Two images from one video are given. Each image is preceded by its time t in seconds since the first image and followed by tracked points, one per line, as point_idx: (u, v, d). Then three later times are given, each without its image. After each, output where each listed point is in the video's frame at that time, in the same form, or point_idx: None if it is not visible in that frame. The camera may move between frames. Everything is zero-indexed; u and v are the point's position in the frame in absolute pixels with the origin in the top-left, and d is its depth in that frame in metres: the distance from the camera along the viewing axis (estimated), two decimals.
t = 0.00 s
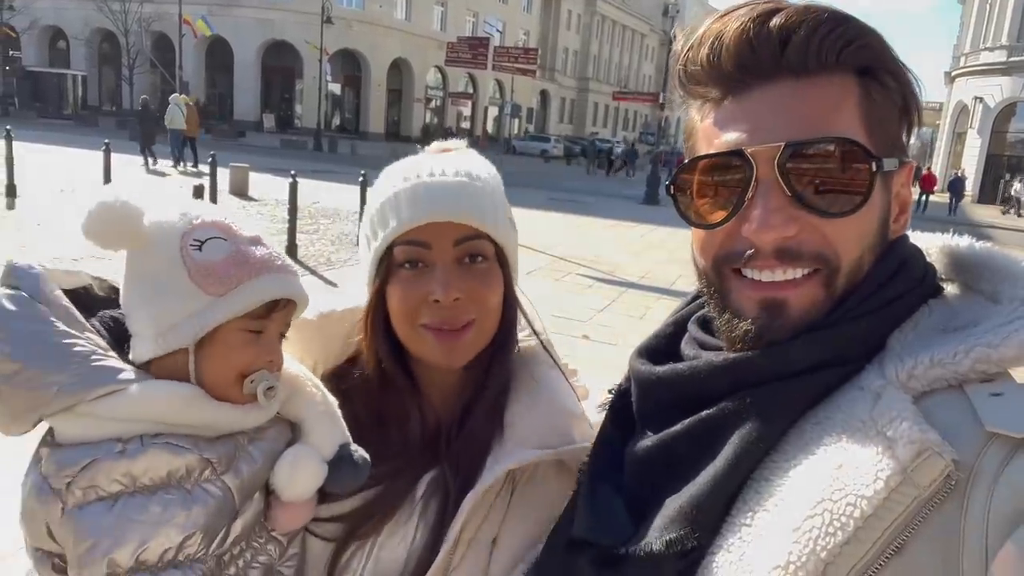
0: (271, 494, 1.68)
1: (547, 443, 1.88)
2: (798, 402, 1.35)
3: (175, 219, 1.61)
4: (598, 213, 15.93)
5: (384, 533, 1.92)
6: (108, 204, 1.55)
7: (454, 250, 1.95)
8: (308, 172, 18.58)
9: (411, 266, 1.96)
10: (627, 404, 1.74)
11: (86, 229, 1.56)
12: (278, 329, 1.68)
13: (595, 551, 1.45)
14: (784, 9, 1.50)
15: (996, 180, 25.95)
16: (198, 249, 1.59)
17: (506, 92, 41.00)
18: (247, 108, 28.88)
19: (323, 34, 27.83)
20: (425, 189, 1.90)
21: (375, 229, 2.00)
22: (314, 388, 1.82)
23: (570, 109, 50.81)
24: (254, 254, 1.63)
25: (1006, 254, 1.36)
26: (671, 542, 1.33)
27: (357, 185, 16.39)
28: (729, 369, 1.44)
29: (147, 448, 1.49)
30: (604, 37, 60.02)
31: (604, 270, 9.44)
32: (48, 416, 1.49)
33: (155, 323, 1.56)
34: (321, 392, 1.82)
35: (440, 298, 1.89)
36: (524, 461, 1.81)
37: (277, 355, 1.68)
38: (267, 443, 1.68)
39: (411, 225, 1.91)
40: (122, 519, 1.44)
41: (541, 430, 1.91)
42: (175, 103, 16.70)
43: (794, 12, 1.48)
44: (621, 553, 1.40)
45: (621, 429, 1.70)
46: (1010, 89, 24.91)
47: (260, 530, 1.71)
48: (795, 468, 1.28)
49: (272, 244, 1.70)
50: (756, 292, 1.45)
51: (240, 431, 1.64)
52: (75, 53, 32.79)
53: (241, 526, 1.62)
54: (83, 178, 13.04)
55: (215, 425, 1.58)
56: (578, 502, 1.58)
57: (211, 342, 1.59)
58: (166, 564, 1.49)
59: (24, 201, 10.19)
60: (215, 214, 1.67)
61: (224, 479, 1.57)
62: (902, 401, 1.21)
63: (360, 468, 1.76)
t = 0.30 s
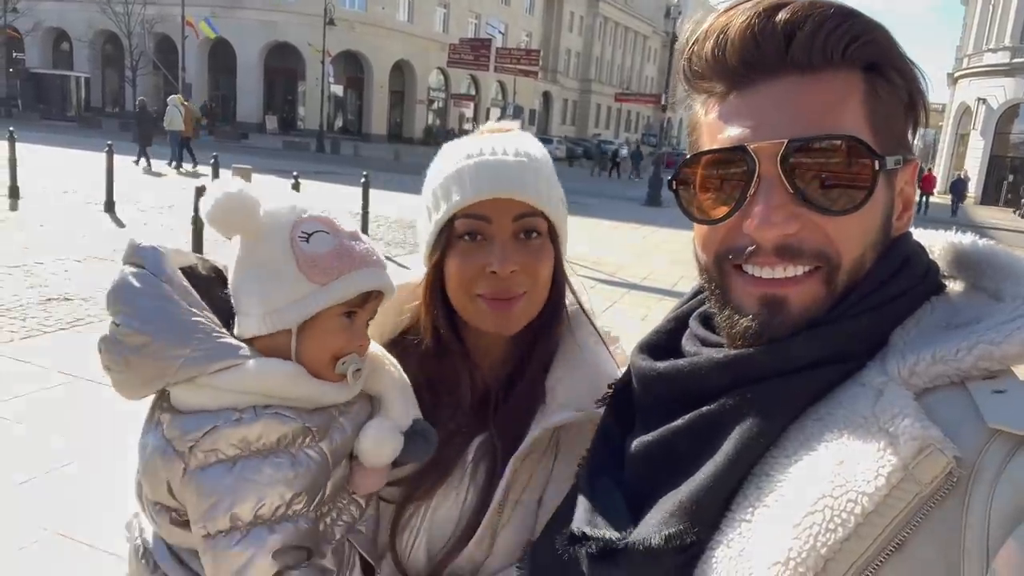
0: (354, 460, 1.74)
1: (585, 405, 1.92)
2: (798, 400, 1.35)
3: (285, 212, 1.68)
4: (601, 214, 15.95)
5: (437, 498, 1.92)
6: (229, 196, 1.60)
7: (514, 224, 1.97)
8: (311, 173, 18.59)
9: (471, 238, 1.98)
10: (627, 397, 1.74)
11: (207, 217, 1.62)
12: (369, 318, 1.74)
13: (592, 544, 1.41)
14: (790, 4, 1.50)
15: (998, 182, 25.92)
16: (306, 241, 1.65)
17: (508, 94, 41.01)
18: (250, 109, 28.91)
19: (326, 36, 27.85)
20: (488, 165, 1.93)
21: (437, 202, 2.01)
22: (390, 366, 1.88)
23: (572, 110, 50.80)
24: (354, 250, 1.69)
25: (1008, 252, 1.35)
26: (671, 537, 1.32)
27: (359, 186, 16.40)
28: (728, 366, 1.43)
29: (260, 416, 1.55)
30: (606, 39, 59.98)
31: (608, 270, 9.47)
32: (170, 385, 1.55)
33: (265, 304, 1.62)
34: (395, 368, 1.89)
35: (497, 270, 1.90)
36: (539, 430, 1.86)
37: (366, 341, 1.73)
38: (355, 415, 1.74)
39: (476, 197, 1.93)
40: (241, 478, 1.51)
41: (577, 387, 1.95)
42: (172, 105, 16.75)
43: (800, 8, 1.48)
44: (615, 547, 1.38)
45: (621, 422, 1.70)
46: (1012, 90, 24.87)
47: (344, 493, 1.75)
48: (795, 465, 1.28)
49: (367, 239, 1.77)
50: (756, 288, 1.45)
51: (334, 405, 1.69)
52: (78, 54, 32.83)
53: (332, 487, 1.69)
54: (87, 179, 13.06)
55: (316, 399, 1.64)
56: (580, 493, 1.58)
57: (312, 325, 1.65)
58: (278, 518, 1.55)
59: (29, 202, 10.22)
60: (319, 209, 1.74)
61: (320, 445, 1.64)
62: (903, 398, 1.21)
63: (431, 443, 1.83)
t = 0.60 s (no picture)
0: (360, 457, 1.76)
1: (587, 408, 1.91)
2: (799, 403, 1.35)
3: (296, 223, 1.73)
4: (601, 215, 15.97)
5: (445, 492, 1.91)
6: (243, 209, 1.67)
7: (527, 217, 1.97)
8: (313, 175, 18.61)
9: (485, 231, 1.98)
10: (627, 397, 1.74)
11: (226, 227, 1.70)
12: (376, 322, 1.77)
13: (592, 545, 1.42)
14: (791, 6, 1.49)
15: (999, 183, 25.89)
16: (314, 250, 1.70)
17: (509, 96, 41.01)
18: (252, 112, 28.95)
19: (327, 38, 27.86)
20: (502, 159, 1.93)
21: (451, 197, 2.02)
22: (403, 364, 1.91)
23: (574, 112, 50.81)
24: (358, 257, 1.72)
25: (1010, 255, 1.35)
26: (671, 539, 1.32)
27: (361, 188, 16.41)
28: (728, 368, 1.44)
29: (262, 416, 1.61)
30: (608, 41, 59.97)
31: (610, 271, 9.46)
32: (187, 384, 1.64)
33: (273, 312, 1.68)
34: (406, 366, 1.91)
35: (512, 258, 1.91)
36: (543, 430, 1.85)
37: (374, 345, 1.77)
38: (362, 415, 1.77)
39: (490, 190, 1.93)
40: (240, 473, 1.57)
41: (586, 387, 1.96)
42: (169, 106, 16.79)
43: (800, 11, 1.47)
44: (615, 549, 1.38)
45: (622, 423, 1.70)
46: (1014, 91, 24.83)
47: (352, 486, 1.78)
48: (795, 469, 1.28)
49: (377, 246, 1.80)
50: (752, 288, 1.44)
51: (341, 404, 1.73)
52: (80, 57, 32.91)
53: (336, 483, 1.71)
54: (89, 182, 13.10)
55: (320, 398, 1.68)
56: (580, 495, 1.58)
57: (317, 330, 1.70)
58: (275, 511, 1.59)
59: (31, 204, 10.26)
60: (330, 219, 1.78)
61: (322, 444, 1.67)
62: (905, 401, 1.20)
63: (438, 443, 1.82)
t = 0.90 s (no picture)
0: (336, 458, 1.80)
1: (569, 411, 1.92)
2: (793, 406, 1.36)
3: (262, 224, 1.77)
4: (600, 216, 15.98)
5: (422, 496, 1.91)
6: (208, 212, 1.72)
7: (503, 232, 1.96)
8: (313, 176, 18.62)
9: (460, 246, 1.97)
10: (624, 399, 1.74)
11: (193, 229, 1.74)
12: (348, 320, 1.81)
13: (586, 547, 1.42)
14: (782, 11, 1.49)
15: (1000, 184, 25.89)
16: (281, 249, 1.73)
17: (509, 97, 41.03)
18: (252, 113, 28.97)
19: (327, 39, 27.88)
20: (475, 172, 1.91)
21: (430, 210, 2.01)
22: (380, 364, 1.93)
23: (574, 113, 50.84)
24: (325, 255, 1.76)
25: (1007, 259, 1.35)
26: (665, 540, 1.32)
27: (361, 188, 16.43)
28: (720, 371, 1.45)
29: (231, 417, 1.66)
30: (608, 42, 59.98)
31: (609, 272, 9.49)
32: (160, 387, 1.72)
33: (242, 313, 1.73)
34: (385, 366, 1.93)
35: (487, 278, 1.89)
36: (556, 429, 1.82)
37: (347, 344, 1.80)
38: (337, 415, 1.80)
39: (462, 207, 1.92)
40: (208, 475, 1.62)
41: (570, 392, 1.94)
42: (166, 106, 16.82)
43: (791, 15, 1.47)
44: (609, 550, 1.38)
45: (617, 425, 1.71)
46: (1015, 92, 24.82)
47: (328, 488, 1.82)
48: (788, 468, 1.29)
49: (346, 244, 1.83)
50: (744, 292, 1.44)
51: (315, 404, 1.77)
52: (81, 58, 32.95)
53: (312, 484, 1.75)
54: (89, 183, 13.12)
55: (292, 399, 1.72)
56: (575, 495, 1.58)
57: (286, 330, 1.74)
58: (244, 513, 1.64)
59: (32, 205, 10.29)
60: (298, 218, 1.82)
61: (294, 445, 1.71)
62: (898, 402, 1.21)
63: (416, 443, 1.84)
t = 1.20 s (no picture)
0: (293, 485, 1.74)
1: (541, 425, 1.91)
2: (794, 404, 1.36)
3: (220, 226, 1.69)
4: (600, 217, 15.96)
5: (382, 522, 1.90)
6: (162, 212, 1.63)
7: (479, 234, 1.95)
8: (313, 176, 18.61)
9: (431, 247, 1.96)
10: (625, 396, 1.73)
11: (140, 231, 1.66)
12: (311, 334, 1.76)
13: (587, 548, 1.44)
14: (781, 10, 1.49)
15: (1000, 185, 25.88)
16: (241, 257, 1.66)
17: (510, 97, 41.02)
18: (252, 113, 28.98)
19: (328, 39, 27.88)
20: (450, 169, 1.90)
21: (399, 208, 1.99)
22: (340, 381, 1.89)
23: (574, 114, 50.82)
24: (289, 265, 1.69)
25: (1012, 258, 1.34)
26: (667, 540, 1.33)
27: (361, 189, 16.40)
28: (721, 371, 1.44)
29: (183, 442, 1.58)
30: (609, 43, 59.99)
31: (607, 272, 9.49)
32: (100, 408, 1.60)
33: (195, 325, 1.65)
34: (346, 384, 1.90)
35: (459, 281, 1.89)
36: (554, 439, 1.85)
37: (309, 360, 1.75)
38: (294, 439, 1.74)
39: (436, 206, 1.90)
40: (158, 509, 1.52)
41: (536, 409, 1.93)
42: (161, 106, 16.81)
43: (790, 14, 1.47)
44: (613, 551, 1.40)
45: (618, 423, 1.71)
46: (1015, 92, 24.80)
47: (283, 517, 1.74)
48: (788, 467, 1.29)
49: (310, 253, 1.77)
50: (743, 292, 1.45)
51: (271, 427, 1.71)
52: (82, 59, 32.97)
53: (267, 514, 1.68)
54: (89, 184, 13.10)
55: (249, 420, 1.66)
56: (575, 494, 1.58)
57: (245, 346, 1.68)
58: (199, 550, 1.56)
59: (32, 206, 10.27)
60: (260, 223, 1.74)
61: (252, 472, 1.64)
62: (899, 402, 1.21)
63: (378, 463, 1.81)
